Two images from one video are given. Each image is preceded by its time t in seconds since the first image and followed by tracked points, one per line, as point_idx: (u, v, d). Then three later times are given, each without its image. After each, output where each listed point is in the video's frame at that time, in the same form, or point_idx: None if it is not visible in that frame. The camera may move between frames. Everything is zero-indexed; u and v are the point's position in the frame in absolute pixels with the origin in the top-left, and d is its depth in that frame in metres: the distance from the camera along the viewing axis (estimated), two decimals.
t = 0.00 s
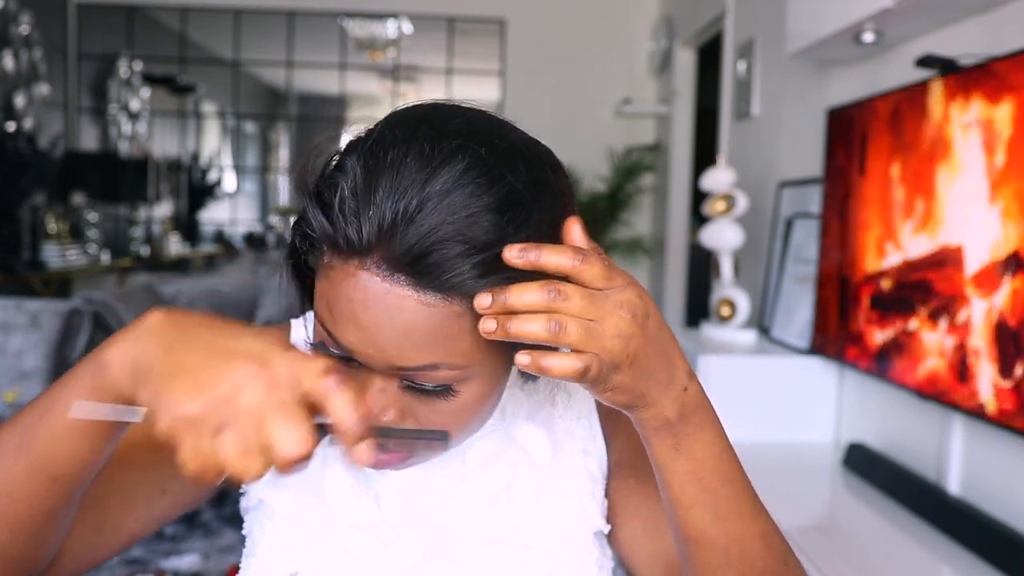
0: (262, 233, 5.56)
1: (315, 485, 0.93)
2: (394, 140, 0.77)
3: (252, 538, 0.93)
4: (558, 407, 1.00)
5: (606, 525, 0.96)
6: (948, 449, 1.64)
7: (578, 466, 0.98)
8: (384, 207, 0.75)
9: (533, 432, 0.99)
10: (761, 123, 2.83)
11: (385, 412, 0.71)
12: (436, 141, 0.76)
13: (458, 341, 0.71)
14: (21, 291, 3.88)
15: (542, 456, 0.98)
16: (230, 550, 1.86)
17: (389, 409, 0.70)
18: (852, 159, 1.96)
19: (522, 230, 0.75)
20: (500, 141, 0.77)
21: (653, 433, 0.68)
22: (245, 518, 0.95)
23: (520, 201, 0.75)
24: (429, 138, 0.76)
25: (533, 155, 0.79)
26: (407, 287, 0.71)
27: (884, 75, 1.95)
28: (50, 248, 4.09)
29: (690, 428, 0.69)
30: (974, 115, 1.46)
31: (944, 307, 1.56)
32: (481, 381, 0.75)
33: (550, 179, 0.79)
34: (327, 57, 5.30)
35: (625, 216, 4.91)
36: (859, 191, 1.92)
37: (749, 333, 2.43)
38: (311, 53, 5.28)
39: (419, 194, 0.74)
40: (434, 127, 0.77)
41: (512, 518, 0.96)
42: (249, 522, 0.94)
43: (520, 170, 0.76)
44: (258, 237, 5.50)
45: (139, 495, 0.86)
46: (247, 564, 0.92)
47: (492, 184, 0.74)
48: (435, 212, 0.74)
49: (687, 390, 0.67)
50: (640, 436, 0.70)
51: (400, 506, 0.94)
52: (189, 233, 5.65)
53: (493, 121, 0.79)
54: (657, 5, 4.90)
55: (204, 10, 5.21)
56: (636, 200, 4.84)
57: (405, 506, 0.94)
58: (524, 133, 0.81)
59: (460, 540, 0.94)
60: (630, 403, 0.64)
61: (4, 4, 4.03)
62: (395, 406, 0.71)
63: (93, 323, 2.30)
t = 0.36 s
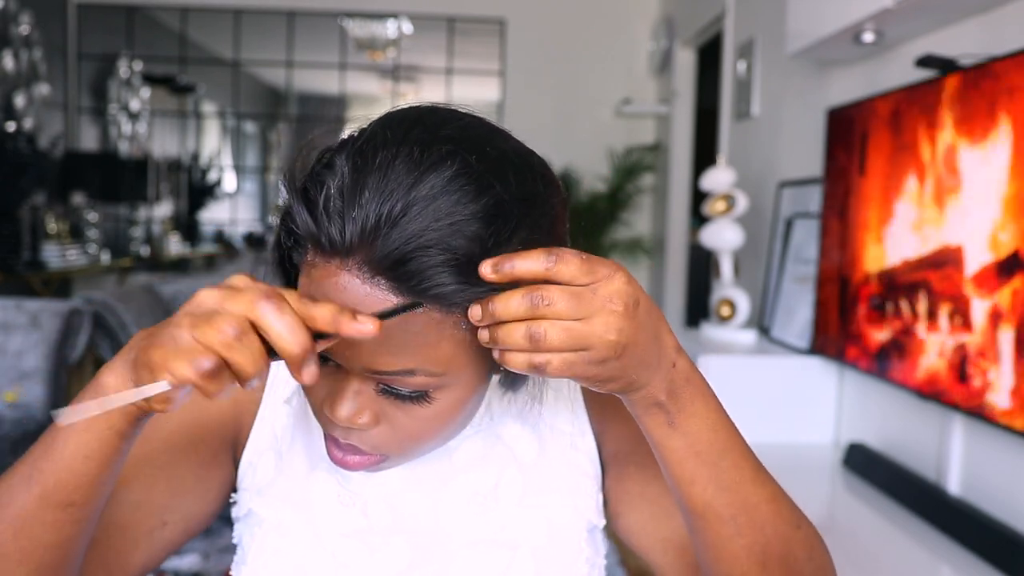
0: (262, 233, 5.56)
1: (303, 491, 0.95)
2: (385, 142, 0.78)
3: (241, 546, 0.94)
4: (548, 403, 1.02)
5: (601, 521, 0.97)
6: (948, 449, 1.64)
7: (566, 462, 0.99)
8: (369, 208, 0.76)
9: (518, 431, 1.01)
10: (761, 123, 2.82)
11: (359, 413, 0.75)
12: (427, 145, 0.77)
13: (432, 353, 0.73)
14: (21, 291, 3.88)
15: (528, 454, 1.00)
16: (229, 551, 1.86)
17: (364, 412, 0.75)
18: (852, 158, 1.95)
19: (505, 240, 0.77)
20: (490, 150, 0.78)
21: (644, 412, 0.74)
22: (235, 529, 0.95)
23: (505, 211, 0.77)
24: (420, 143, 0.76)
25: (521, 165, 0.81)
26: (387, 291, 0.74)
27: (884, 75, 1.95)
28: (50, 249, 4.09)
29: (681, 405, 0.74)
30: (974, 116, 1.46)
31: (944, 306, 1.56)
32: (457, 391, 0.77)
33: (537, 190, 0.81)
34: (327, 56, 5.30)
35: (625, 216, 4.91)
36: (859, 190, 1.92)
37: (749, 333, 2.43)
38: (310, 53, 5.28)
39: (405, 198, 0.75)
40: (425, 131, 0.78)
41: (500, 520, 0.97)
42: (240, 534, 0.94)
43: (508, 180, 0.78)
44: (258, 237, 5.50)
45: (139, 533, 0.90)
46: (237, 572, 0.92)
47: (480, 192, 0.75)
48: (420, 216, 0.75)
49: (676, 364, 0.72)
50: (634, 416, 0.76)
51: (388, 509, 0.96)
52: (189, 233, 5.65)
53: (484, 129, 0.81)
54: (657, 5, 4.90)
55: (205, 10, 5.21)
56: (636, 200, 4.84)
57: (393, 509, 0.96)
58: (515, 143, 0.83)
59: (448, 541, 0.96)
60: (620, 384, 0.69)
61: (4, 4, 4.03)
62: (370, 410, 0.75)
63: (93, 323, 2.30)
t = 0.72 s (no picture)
0: (262, 233, 5.55)
1: (308, 492, 0.95)
2: (414, 149, 0.75)
3: (245, 547, 0.93)
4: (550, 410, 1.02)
5: (604, 525, 0.97)
6: (948, 449, 1.64)
7: (573, 465, 0.99)
8: (415, 221, 0.74)
9: (525, 434, 1.01)
10: (761, 123, 2.83)
11: (415, 424, 0.72)
12: (459, 149, 0.75)
13: (490, 350, 0.73)
14: (21, 291, 3.88)
15: (535, 457, 1.00)
16: (230, 550, 1.86)
17: (419, 423, 0.72)
18: (852, 158, 1.95)
19: (548, 237, 0.76)
20: (515, 146, 0.77)
21: (643, 431, 0.75)
22: (240, 530, 0.94)
23: (544, 207, 0.76)
24: (452, 148, 0.74)
25: (546, 156, 0.79)
26: (443, 299, 0.72)
27: (884, 75, 1.95)
28: (50, 249, 4.09)
29: (680, 427, 0.75)
30: (975, 115, 1.46)
31: (944, 306, 1.56)
32: (507, 386, 0.76)
33: (563, 179, 0.80)
34: (327, 57, 5.29)
35: (625, 216, 4.91)
36: (859, 190, 1.92)
37: (749, 333, 2.43)
38: (311, 53, 5.27)
39: (450, 207, 0.73)
40: (452, 135, 0.76)
41: (506, 522, 0.97)
42: (245, 535, 0.94)
43: (540, 174, 0.77)
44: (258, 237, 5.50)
45: (146, 538, 0.89)
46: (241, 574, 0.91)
47: (519, 192, 0.74)
48: (468, 223, 0.73)
49: (679, 390, 0.73)
50: (633, 435, 0.76)
51: (394, 511, 0.97)
52: (189, 233, 5.65)
53: (500, 125, 0.79)
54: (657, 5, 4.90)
55: (205, 10, 5.21)
56: (636, 200, 4.84)
57: (398, 511, 0.97)
58: (529, 136, 0.83)
59: (455, 541, 0.96)
60: (628, 400, 0.70)
61: (4, 5, 4.03)
62: (424, 420, 0.73)
63: (93, 323, 2.30)
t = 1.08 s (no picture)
0: (263, 233, 5.55)
1: (303, 496, 0.95)
2: (440, 171, 0.73)
3: (240, 553, 0.93)
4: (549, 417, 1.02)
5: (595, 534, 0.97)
6: (948, 449, 1.64)
7: (570, 473, 0.99)
8: (467, 244, 0.72)
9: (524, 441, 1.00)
10: (761, 123, 2.83)
11: (484, 439, 0.74)
12: (486, 163, 0.74)
13: (548, 349, 0.75)
14: (21, 291, 3.89)
15: (533, 463, 0.99)
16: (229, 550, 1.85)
17: (482, 438, 0.74)
18: (852, 158, 1.95)
19: (581, 234, 0.78)
20: (521, 149, 0.77)
21: (649, 460, 0.77)
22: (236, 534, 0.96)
23: (570, 205, 0.77)
24: (477, 165, 0.73)
25: (548, 151, 0.81)
26: (512, 317, 0.72)
27: (884, 75, 1.96)
28: (50, 249, 4.10)
29: (683, 457, 0.78)
30: (975, 114, 1.46)
31: (944, 307, 1.56)
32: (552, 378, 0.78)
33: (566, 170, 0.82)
34: (327, 56, 5.29)
35: (625, 216, 4.91)
36: (858, 191, 1.92)
37: (749, 333, 2.43)
38: (311, 52, 5.27)
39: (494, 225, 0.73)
40: (470, 148, 0.75)
41: (501, 528, 0.97)
42: (241, 537, 0.95)
43: (556, 171, 0.78)
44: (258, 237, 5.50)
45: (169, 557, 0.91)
46: None
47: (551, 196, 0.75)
48: (518, 237, 0.73)
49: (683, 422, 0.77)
50: (636, 461, 0.78)
51: (389, 516, 0.97)
52: (189, 233, 5.65)
53: (498, 128, 0.80)
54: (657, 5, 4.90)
55: (204, 10, 5.21)
56: (636, 200, 4.84)
57: (393, 516, 0.97)
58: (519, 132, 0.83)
59: (450, 544, 0.96)
60: (643, 418, 0.72)
61: (4, 5, 4.03)
62: (486, 434, 0.74)
63: (93, 324, 2.30)
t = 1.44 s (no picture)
0: (263, 233, 5.55)
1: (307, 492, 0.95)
2: (405, 178, 0.72)
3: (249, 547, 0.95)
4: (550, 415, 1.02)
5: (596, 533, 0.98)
6: (948, 449, 1.64)
7: (572, 472, 0.98)
8: (421, 253, 0.71)
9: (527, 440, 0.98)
10: (761, 123, 2.83)
11: (446, 446, 0.70)
12: (453, 172, 0.73)
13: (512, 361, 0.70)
14: (21, 291, 3.89)
15: (535, 463, 0.99)
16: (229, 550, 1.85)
17: (446, 445, 0.70)
18: (852, 158, 1.95)
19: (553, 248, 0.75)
20: (503, 157, 0.76)
21: (629, 476, 0.71)
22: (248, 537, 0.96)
23: (544, 217, 0.75)
24: (445, 172, 0.72)
25: (532, 160, 0.79)
26: (464, 331, 0.68)
27: (884, 75, 1.95)
28: (49, 249, 4.10)
29: (665, 474, 0.72)
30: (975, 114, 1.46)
31: (944, 307, 1.56)
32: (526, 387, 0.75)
33: (553, 182, 0.80)
34: (327, 56, 5.29)
35: (625, 216, 4.91)
36: (859, 190, 1.92)
37: (749, 333, 2.43)
38: (311, 52, 5.27)
39: (456, 234, 0.71)
40: (441, 155, 0.74)
41: (502, 527, 0.97)
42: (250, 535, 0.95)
43: (533, 182, 0.76)
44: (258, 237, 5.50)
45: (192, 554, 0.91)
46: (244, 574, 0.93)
47: (520, 208, 0.73)
48: (475, 249, 0.71)
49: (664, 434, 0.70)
50: (617, 476, 0.73)
51: (391, 514, 0.96)
52: (189, 233, 5.65)
53: (482, 136, 0.78)
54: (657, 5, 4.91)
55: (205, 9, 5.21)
56: (636, 200, 4.84)
57: (395, 515, 0.96)
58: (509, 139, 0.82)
59: (452, 546, 0.96)
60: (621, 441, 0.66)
61: (4, 5, 4.03)
62: (451, 441, 0.71)
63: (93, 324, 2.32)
